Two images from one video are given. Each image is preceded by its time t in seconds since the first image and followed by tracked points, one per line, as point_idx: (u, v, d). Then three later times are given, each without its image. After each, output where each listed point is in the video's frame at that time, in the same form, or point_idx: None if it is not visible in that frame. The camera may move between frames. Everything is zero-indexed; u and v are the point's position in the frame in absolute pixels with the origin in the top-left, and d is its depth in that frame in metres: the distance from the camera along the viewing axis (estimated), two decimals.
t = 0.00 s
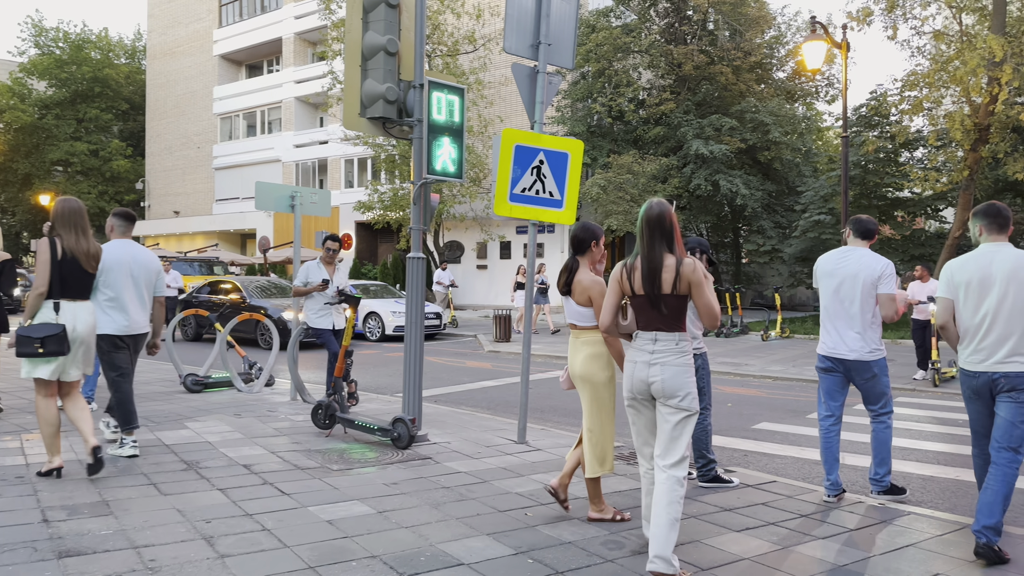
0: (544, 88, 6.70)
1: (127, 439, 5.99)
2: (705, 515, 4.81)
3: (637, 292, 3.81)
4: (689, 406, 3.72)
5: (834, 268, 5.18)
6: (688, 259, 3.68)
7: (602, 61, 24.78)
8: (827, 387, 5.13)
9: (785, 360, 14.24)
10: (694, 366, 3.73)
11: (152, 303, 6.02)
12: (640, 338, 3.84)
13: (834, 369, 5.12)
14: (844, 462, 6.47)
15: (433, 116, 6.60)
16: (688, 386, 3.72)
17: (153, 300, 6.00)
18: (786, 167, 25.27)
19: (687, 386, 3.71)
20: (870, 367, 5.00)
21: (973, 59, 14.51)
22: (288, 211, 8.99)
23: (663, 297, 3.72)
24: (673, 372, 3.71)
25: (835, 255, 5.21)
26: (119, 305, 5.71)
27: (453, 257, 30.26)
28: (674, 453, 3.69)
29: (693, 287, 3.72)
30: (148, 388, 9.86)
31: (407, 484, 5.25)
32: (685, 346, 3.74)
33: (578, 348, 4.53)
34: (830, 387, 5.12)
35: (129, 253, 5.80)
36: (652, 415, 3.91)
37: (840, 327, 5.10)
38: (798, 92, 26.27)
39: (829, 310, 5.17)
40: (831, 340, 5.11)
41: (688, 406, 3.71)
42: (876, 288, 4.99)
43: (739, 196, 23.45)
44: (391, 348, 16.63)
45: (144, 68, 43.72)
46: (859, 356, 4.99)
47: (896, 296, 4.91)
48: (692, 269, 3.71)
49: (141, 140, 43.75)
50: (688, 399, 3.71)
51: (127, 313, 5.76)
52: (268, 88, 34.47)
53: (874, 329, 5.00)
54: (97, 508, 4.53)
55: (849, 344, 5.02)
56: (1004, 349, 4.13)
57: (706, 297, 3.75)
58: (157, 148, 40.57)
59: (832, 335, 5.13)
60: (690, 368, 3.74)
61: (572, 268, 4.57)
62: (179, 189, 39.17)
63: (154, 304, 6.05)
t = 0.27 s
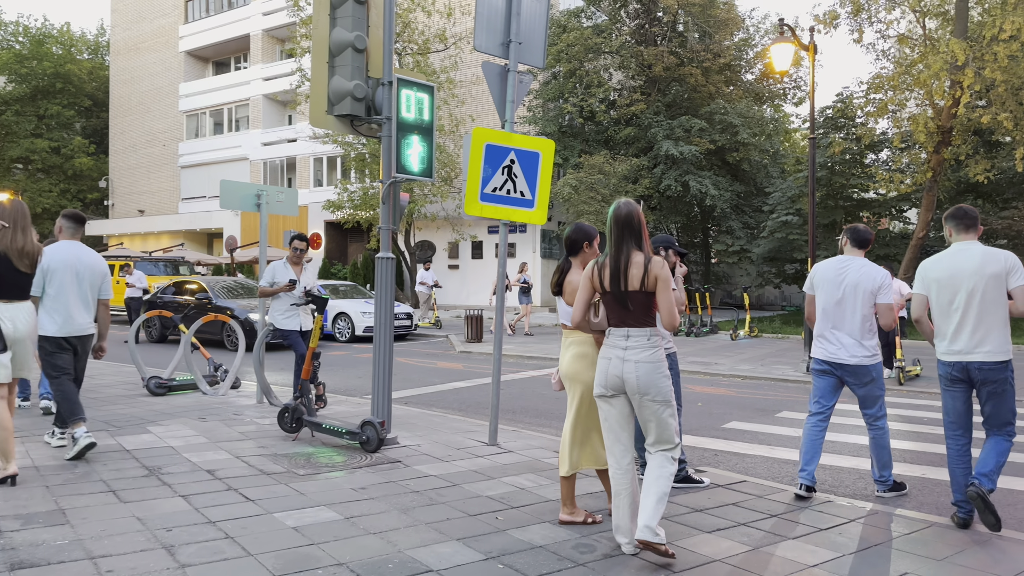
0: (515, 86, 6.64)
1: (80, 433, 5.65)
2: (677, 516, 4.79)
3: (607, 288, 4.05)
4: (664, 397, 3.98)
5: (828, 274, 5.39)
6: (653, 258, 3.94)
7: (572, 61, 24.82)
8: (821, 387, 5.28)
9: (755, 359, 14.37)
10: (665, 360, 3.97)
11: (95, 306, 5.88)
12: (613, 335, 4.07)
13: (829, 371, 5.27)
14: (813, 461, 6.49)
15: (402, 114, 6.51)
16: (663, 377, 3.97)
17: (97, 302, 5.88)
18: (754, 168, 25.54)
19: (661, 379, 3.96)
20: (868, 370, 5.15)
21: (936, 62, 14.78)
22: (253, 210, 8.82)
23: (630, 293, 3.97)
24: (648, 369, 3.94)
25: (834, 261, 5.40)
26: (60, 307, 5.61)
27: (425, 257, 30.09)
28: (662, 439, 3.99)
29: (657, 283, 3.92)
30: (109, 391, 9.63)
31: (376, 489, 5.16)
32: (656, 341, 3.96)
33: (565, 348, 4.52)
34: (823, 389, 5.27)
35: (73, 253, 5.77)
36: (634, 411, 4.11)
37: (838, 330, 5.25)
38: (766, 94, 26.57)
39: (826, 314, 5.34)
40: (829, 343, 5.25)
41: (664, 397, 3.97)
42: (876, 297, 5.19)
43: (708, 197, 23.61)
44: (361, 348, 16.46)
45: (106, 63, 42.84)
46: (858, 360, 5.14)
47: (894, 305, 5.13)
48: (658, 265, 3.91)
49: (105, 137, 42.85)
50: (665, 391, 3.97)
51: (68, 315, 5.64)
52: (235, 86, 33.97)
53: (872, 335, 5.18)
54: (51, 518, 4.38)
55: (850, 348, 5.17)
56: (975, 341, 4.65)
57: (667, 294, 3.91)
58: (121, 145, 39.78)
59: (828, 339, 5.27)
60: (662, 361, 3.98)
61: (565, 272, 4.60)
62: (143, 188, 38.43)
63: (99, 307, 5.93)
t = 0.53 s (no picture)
0: (491, 82, 6.55)
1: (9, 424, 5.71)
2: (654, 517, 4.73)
3: (589, 286, 4.05)
4: (647, 395, 3.99)
5: (832, 268, 5.58)
6: (636, 256, 3.99)
7: (549, 60, 24.77)
8: (833, 379, 5.52)
9: (731, 357, 14.40)
10: (647, 358, 3.99)
11: (49, 302, 6.02)
12: (594, 333, 4.04)
13: (838, 364, 5.48)
14: (790, 459, 6.48)
15: (375, 110, 6.39)
16: (646, 375, 3.99)
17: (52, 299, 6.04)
18: (730, 167, 25.68)
19: (644, 377, 3.98)
20: (872, 365, 5.31)
21: (909, 62, 14.92)
22: (223, 207, 8.63)
23: (612, 290, 3.98)
24: (633, 366, 3.94)
25: (840, 257, 5.58)
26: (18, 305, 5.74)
27: (401, 256, 29.86)
28: (646, 437, 4.00)
29: (639, 279, 3.98)
30: (75, 393, 9.39)
31: (347, 493, 5.04)
32: (638, 339, 3.99)
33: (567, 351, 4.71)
34: (837, 384, 5.52)
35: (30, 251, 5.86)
36: (616, 411, 4.08)
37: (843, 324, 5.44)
38: (741, 94, 26.73)
39: (833, 308, 5.52)
40: (837, 337, 5.45)
41: (648, 395, 3.98)
42: (881, 291, 5.38)
43: (684, 196, 23.69)
44: (336, 348, 16.28)
45: (75, 59, 42.07)
46: (865, 353, 5.32)
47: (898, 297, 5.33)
48: (639, 261, 3.98)
49: (74, 134, 42.06)
50: (648, 389, 3.99)
51: (25, 313, 5.78)
52: (208, 82, 33.51)
53: (877, 328, 5.36)
54: (7, 526, 4.22)
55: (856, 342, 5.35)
56: (962, 342, 4.81)
57: (650, 290, 3.98)
58: (91, 142, 39.07)
59: (836, 333, 5.47)
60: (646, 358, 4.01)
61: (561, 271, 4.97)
62: (114, 186, 37.79)
63: (54, 304, 6.08)
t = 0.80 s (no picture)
0: (473, 80, 6.46)
1: None
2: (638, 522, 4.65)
3: (583, 286, 4.06)
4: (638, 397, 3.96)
5: (832, 275, 5.53)
6: (629, 256, 4.03)
7: (534, 60, 24.71)
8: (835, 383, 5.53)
9: (715, 358, 14.37)
10: (639, 359, 3.99)
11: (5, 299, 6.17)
12: (586, 333, 4.02)
13: (837, 368, 5.46)
14: (774, 462, 6.42)
15: (354, 107, 6.30)
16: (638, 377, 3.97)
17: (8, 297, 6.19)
18: (714, 169, 25.73)
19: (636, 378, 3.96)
20: (870, 366, 5.26)
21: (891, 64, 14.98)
22: (201, 206, 8.49)
23: (605, 289, 4.01)
24: (626, 366, 3.93)
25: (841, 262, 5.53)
26: None
27: (386, 257, 29.68)
28: (636, 439, 3.96)
29: (631, 279, 4.02)
30: (49, 396, 9.18)
31: (324, 499, 4.92)
32: (630, 339, 3.99)
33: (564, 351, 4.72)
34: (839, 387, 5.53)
35: None
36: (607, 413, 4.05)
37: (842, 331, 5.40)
38: (725, 95, 26.82)
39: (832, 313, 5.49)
40: (835, 342, 5.40)
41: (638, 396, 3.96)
42: (880, 297, 5.35)
43: (669, 197, 23.72)
44: (318, 350, 16.11)
45: (54, 57, 41.56)
46: (863, 357, 5.26)
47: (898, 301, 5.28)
48: (632, 261, 4.03)
49: (53, 133, 41.51)
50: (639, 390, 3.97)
51: None
52: (189, 81, 33.17)
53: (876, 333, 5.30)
54: None
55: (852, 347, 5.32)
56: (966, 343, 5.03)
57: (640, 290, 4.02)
58: (71, 141, 38.60)
59: (835, 338, 5.42)
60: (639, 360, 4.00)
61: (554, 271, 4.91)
62: (94, 185, 37.33)
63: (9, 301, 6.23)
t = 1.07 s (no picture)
0: (462, 77, 6.37)
1: None
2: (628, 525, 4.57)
3: (587, 289, 3.99)
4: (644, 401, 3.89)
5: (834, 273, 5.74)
6: (635, 258, 3.95)
7: (525, 58, 24.64)
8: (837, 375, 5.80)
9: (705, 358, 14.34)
10: (646, 362, 3.90)
11: None
12: (592, 335, 3.96)
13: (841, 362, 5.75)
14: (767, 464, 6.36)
15: (341, 104, 6.20)
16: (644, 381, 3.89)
17: None
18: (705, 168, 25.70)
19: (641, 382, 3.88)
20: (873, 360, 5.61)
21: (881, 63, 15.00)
22: (186, 205, 8.37)
23: (609, 292, 3.94)
24: (632, 369, 3.86)
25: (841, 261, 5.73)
26: None
27: (376, 256, 29.53)
28: (638, 445, 3.88)
29: (638, 283, 3.94)
30: (32, 397, 9.04)
31: (309, 503, 4.82)
32: (636, 341, 3.91)
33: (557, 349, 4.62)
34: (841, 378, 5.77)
35: None
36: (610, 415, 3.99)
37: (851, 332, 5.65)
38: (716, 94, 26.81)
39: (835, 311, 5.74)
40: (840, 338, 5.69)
41: (643, 401, 3.88)
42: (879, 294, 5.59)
43: (660, 196, 23.69)
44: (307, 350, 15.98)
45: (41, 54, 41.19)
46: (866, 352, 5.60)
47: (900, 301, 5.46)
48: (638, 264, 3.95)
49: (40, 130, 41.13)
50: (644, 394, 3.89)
51: None
52: (176, 78, 32.91)
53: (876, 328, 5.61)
54: None
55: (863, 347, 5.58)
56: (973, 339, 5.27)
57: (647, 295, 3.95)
58: (58, 139, 38.29)
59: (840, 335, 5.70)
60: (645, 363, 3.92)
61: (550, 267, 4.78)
62: (81, 183, 37.04)
63: None
